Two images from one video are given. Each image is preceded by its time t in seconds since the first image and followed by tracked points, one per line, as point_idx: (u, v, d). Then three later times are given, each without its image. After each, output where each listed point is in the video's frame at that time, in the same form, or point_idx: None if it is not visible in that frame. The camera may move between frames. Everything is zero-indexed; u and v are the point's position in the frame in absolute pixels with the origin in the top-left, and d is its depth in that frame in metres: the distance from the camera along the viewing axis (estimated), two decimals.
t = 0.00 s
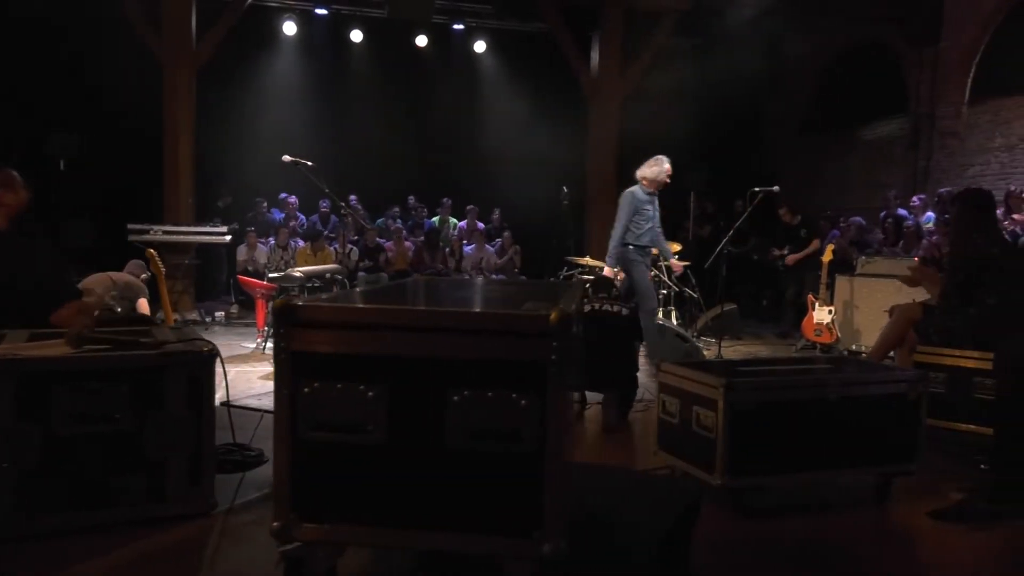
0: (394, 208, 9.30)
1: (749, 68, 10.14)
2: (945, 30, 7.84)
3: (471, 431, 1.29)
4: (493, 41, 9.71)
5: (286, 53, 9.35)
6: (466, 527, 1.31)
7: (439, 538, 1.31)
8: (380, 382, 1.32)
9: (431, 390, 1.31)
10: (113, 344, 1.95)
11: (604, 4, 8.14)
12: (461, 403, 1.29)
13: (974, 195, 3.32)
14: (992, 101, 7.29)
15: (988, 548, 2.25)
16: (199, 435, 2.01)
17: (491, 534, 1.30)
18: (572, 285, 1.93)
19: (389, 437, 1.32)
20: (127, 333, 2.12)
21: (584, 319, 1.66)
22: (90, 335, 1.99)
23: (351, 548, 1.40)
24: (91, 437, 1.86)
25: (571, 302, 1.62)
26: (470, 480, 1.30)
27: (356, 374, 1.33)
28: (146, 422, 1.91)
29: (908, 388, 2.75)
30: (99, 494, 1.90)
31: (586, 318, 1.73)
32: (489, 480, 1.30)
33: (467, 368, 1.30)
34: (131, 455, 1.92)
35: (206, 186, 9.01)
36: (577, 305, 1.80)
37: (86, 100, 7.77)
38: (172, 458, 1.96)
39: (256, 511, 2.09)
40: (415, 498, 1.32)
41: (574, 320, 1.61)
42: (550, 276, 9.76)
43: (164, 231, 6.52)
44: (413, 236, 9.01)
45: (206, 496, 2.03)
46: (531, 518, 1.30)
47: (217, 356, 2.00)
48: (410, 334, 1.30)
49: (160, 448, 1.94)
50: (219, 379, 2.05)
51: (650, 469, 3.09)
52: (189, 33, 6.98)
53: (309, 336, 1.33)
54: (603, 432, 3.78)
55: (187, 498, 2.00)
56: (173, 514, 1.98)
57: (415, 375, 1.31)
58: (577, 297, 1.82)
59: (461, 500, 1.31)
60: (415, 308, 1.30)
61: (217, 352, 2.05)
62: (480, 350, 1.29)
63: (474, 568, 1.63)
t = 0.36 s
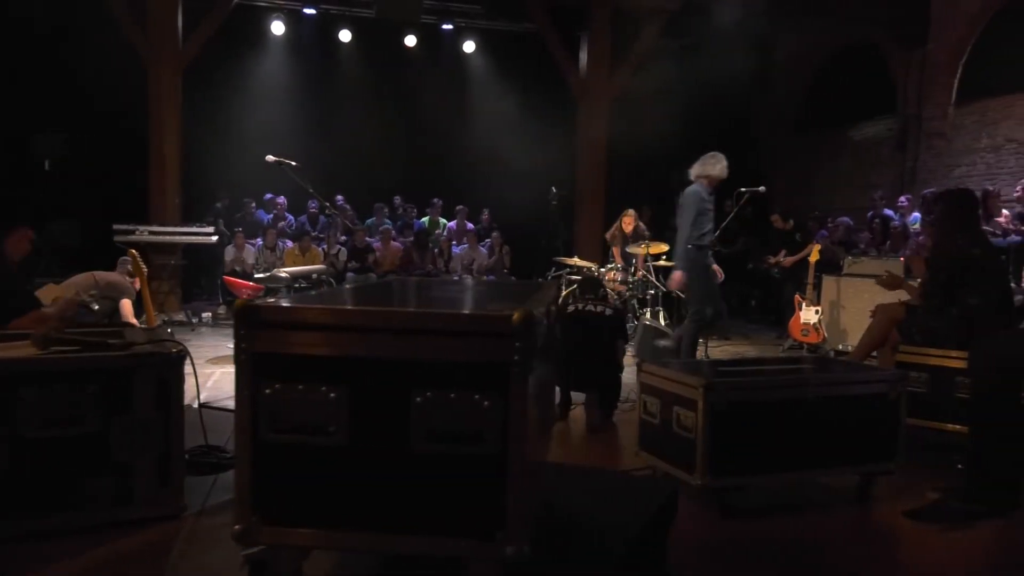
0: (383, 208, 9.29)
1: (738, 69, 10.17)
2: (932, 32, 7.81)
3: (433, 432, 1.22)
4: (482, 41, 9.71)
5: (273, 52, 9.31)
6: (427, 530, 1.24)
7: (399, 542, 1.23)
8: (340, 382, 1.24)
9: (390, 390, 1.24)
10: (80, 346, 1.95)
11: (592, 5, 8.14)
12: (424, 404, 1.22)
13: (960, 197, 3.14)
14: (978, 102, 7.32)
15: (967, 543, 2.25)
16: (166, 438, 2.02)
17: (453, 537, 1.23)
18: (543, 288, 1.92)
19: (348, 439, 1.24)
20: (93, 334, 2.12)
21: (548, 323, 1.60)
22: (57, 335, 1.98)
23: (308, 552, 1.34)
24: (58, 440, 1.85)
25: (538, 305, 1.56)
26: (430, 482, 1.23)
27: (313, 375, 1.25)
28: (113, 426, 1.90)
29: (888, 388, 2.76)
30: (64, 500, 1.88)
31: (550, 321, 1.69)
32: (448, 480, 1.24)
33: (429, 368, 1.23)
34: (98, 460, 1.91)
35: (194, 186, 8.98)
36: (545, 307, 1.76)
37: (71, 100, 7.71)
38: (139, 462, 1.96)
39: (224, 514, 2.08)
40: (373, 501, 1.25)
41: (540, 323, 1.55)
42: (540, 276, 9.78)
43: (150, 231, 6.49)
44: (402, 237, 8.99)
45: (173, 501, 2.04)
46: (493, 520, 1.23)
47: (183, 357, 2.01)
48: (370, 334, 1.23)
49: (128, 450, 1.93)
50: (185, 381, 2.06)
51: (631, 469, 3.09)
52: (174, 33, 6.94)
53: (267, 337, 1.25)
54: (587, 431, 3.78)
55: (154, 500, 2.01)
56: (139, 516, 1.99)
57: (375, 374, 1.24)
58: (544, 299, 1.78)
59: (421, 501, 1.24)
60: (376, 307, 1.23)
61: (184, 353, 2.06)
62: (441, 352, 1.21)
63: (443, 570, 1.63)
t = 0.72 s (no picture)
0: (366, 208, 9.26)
1: (719, 70, 10.21)
2: (911, 33, 7.85)
3: (386, 434, 1.23)
4: (464, 41, 9.71)
5: (254, 52, 9.25)
6: (378, 532, 1.26)
7: (350, 545, 1.26)
8: (292, 385, 1.26)
9: (344, 392, 1.25)
10: (37, 349, 1.93)
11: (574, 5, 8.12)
12: (375, 406, 1.23)
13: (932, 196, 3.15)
14: (955, 103, 7.38)
15: (937, 535, 2.27)
16: (122, 441, 2.00)
17: (404, 539, 1.25)
18: (508, 292, 1.92)
19: (301, 441, 1.26)
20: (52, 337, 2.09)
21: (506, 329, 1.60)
22: (14, 339, 1.96)
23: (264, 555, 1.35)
24: (11, 445, 1.83)
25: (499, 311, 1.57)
26: (384, 483, 1.25)
27: (267, 378, 1.27)
28: (69, 429, 1.88)
29: (860, 386, 2.78)
30: (19, 504, 1.87)
31: (509, 325, 1.70)
32: (402, 482, 1.25)
33: (383, 370, 1.25)
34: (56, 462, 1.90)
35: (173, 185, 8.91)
36: (507, 317, 1.76)
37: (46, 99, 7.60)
38: (96, 465, 1.94)
39: (182, 519, 2.04)
40: (326, 503, 1.27)
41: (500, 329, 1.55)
42: (521, 277, 9.76)
43: (127, 231, 6.42)
44: (384, 237, 8.96)
45: (131, 505, 2.01)
46: (443, 523, 1.25)
47: (141, 359, 1.99)
48: (321, 337, 1.24)
49: (86, 453, 1.91)
50: (145, 384, 2.04)
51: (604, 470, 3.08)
52: (152, 31, 6.86)
53: (219, 338, 1.27)
54: (563, 432, 3.77)
55: (112, 503, 1.98)
56: (97, 522, 1.95)
57: (328, 377, 1.26)
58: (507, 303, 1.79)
59: (374, 503, 1.26)
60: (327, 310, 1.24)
61: (143, 355, 2.03)
62: (392, 354, 1.23)
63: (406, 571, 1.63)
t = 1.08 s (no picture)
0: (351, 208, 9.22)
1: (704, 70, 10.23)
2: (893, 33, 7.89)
3: (335, 435, 1.24)
4: (448, 40, 9.69)
5: (236, 51, 9.19)
6: (348, 536, 1.26)
7: (303, 550, 1.26)
8: (242, 388, 1.26)
9: (296, 394, 1.27)
10: None
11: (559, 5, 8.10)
12: (326, 407, 1.24)
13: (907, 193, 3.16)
14: (937, 104, 7.42)
15: (911, 534, 2.27)
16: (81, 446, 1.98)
17: (353, 542, 1.26)
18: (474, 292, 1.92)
19: (249, 444, 1.27)
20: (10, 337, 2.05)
21: (461, 332, 1.62)
22: None
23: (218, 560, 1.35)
24: None
25: (454, 313, 1.58)
26: (333, 485, 1.26)
27: (217, 379, 1.27)
28: (23, 431, 1.86)
29: (837, 385, 2.78)
30: None
31: (468, 330, 1.71)
32: (376, 482, 1.26)
33: (334, 371, 1.26)
34: (10, 466, 1.87)
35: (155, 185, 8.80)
36: (470, 320, 1.76)
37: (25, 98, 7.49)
38: (53, 468, 1.92)
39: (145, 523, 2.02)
40: (276, 507, 1.27)
41: (457, 330, 1.56)
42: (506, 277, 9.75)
43: (107, 231, 6.28)
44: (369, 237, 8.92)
45: (89, 509, 1.99)
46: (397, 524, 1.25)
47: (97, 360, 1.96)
48: (265, 337, 1.25)
49: (41, 456, 1.89)
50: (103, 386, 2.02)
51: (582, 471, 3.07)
52: (132, 29, 6.79)
53: (164, 340, 1.27)
54: (542, 433, 3.76)
55: (70, 509, 1.96)
56: (55, 525, 1.94)
57: (280, 380, 1.27)
58: (470, 305, 1.79)
59: (325, 506, 1.26)
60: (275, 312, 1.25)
61: (100, 355, 2.00)
62: (344, 355, 1.25)
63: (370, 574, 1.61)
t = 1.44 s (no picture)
0: (346, 209, 9.22)
1: (700, 69, 10.20)
2: (887, 33, 7.88)
3: (297, 438, 1.11)
4: (443, 40, 9.68)
5: (230, 51, 9.17)
6: (308, 540, 1.12)
7: (257, 553, 1.12)
8: (200, 387, 1.13)
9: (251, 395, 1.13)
10: None
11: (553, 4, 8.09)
12: (286, 411, 1.11)
13: (897, 193, 3.13)
14: (931, 104, 7.39)
15: (898, 533, 2.26)
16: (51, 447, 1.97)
17: (315, 546, 1.12)
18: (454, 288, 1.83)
19: (208, 447, 1.13)
20: None
21: (437, 336, 1.49)
22: None
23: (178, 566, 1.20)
24: None
25: (430, 312, 1.45)
26: (295, 488, 1.12)
27: (169, 379, 1.13)
28: None
29: (823, 385, 2.78)
30: None
31: (447, 332, 1.60)
32: (333, 485, 1.12)
33: (291, 371, 1.12)
34: None
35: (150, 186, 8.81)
36: (451, 321, 1.66)
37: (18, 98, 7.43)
38: (20, 470, 1.91)
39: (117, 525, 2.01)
40: (235, 509, 1.13)
41: (434, 328, 1.46)
42: (500, 277, 9.75)
43: (99, 232, 6.23)
44: (363, 237, 8.93)
45: (60, 512, 1.98)
46: (357, 530, 1.11)
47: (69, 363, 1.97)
48: (249, 339, 1.11)
49: (14, 457, 1.89)
50: (73, 388, 2.02)
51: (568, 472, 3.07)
52: (125, 28, 6.76)
53: (124, 342, 1.12)
54: (531, 434, 3.74)
55: (39, 511, 1.95)
56: (22, 528, 1.92)
57: (236, 379, 1.13)
58: (450, 304, 1.70)
59: (281, 506, 1.12)
60: (247, 310, 1.11)
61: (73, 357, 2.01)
62: (301, 357, 1.11)
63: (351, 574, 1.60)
